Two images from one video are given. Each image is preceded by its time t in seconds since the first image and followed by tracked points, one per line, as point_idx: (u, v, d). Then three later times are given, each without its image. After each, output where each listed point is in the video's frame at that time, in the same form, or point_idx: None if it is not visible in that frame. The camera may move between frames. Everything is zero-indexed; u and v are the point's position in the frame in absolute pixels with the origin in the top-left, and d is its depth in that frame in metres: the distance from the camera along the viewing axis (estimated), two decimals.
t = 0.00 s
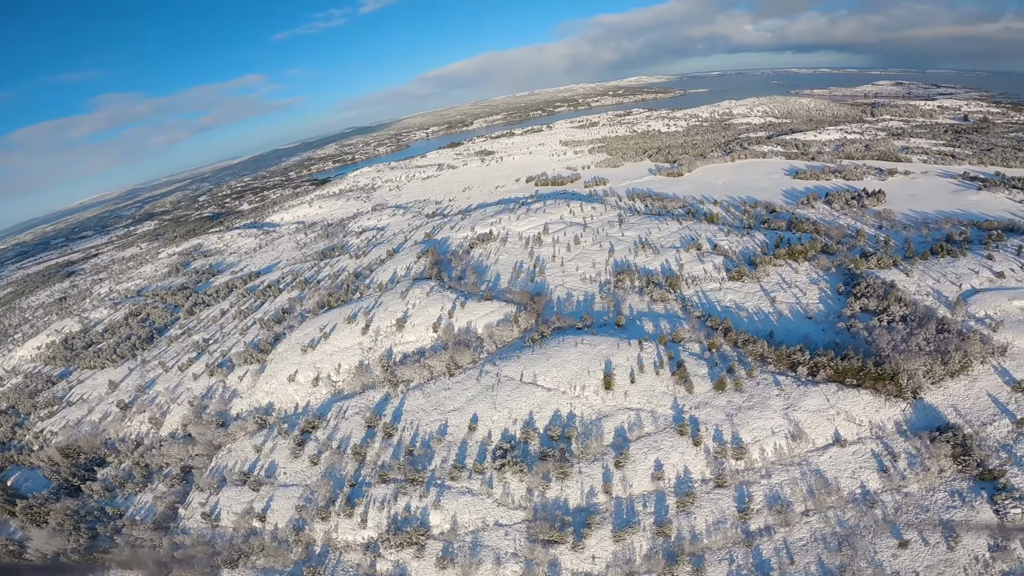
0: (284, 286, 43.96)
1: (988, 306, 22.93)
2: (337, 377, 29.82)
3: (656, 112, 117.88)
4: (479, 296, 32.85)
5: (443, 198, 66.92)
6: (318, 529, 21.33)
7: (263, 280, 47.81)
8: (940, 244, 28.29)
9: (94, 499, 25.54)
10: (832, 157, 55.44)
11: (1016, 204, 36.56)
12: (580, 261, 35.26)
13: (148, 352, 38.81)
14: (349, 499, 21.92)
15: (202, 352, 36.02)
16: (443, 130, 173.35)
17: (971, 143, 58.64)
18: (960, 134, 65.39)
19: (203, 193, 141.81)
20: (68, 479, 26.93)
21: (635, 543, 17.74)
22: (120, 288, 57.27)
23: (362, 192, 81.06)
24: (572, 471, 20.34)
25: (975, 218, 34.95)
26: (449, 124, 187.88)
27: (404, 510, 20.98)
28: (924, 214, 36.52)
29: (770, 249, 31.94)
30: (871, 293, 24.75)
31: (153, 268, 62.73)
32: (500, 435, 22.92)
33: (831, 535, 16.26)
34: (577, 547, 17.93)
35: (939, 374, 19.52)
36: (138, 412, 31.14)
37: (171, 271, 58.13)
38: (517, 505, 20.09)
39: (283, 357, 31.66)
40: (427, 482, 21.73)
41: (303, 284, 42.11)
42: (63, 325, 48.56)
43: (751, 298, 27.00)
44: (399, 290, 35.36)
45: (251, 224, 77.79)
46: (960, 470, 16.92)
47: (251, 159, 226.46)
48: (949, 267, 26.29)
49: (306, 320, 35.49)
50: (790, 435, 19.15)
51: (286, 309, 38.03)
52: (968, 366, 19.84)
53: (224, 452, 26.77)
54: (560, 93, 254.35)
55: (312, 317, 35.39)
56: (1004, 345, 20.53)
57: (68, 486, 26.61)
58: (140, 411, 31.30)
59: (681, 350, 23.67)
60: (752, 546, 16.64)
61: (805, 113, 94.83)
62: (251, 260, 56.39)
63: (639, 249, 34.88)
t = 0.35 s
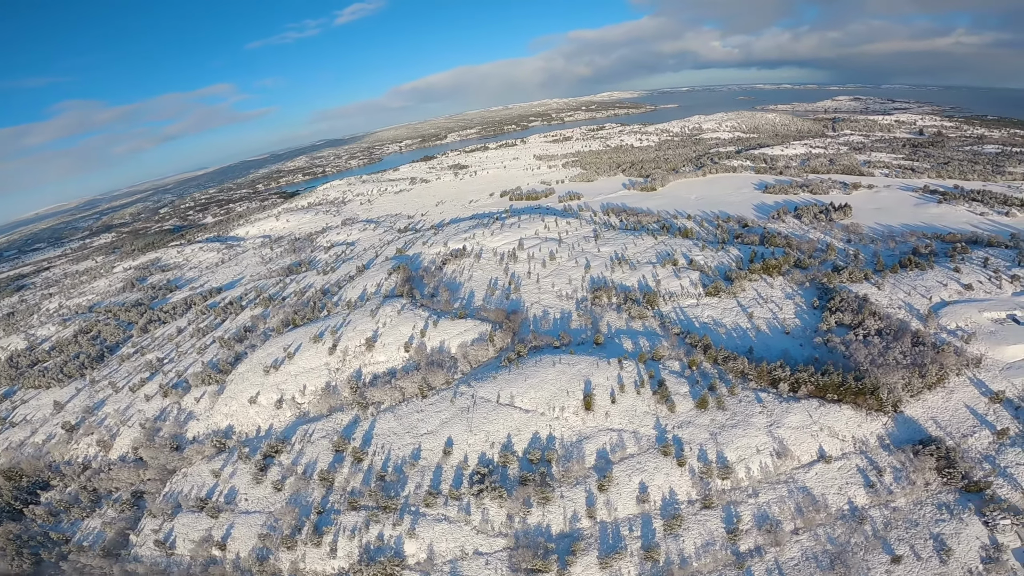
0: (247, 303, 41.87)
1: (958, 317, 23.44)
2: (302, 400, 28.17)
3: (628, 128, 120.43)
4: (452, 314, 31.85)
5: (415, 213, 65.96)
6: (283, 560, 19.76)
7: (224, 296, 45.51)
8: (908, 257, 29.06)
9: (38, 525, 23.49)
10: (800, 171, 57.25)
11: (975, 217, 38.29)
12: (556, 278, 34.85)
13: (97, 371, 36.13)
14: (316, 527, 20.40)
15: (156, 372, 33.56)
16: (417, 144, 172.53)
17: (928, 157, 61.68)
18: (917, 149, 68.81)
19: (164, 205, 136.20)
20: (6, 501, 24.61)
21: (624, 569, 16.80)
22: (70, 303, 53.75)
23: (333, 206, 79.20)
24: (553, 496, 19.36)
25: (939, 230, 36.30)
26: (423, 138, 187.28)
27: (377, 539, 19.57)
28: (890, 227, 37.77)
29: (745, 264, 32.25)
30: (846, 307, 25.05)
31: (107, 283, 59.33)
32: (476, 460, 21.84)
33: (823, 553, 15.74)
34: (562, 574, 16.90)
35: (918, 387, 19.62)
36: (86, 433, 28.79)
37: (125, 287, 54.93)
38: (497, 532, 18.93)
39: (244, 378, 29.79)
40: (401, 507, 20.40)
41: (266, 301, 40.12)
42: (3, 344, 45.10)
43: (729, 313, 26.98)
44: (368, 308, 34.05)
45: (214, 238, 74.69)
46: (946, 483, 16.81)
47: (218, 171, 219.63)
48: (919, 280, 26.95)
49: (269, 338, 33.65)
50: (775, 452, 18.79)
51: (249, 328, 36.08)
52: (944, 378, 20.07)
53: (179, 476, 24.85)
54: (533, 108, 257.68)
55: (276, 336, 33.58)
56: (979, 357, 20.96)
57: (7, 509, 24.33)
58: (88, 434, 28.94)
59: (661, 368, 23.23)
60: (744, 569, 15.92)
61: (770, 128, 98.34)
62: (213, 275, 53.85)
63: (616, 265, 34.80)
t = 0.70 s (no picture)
0: (224, 317, 40.18)
1: (952, 321, 23.74)
2: (281, 419, 26.82)
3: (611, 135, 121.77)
4: (438, 328, 30.96)
5: (399, 223, 64.93)
6: None
7: (201, 310, 43.69)
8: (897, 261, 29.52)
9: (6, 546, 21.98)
10: (783, 176, 58.32)
11: (957, 220, 39.50)
12: (544, 288, 34.42)
13: (67, 389, 34.10)
14: (299, 553, 19.21)
15: (127, 389, 31.70)
16: (399, 153, 170.99)
17: (906, 161, 63.65)
18: (895, 153, 71.01)
19: (137, 216, 131.81)
20: None
21: None
22: (37, 319, 51.16)
23: (314, 217, 77.59)
24: (550, 516, 18.59)
25: (924, 233, 37.25)
26: (404, 147, 185.69)
27: (363, 567, 18.36)
28: (876, 231, 38.64)
29: (735, 271, 32.41)
30: (839, 313, 25.18)
31: (77, 297, 56.71)
32: (468, 480, 20.94)
33: (833, 566, 15.40)
34: None
35: (918, 394, 19.63)
36: (53, 453, 27.13)
37: (97, 301, 52.53)
38: (491, 556, 18.05)
39: (220, 397, 28.16)
40: (389, 531, 19.35)
41: (245, 315, 38.52)
42: None
43: (722, 322, 26.90)
44: (351, 322, 32.86)
45: (191, 250, 72.13)
46: (953, 491, 16.70)
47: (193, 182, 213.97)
48: (910, 284, 27.37)
49: (247, 355, 32.06)
50: (778, 465, 18.43)
51: (226, 343, 34.38)
52: (944, 383, 20.18)
53: (154, 498, 23.39)
54: (516, 117, 258.92)
55: (254, 352, 32.06)
56: (977, 360, 21.22)
57: None
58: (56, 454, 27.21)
59: (656, 380, 22.85)
60: None
61: (750, 134, 100.40)
62: (189, 288, 51.81)
63: (605, 274, 34.62)
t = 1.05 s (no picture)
0: (195, 335, 38.23)
1: (940, 326, 24.16)
2: (255, 442, 25.31)
3: (591, 145, 123.25)
4: (420, 345, 29.94)
5: (378, 236, 63.71)
6: None
7: (170, 328, 41.57)
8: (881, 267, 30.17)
9: None
10: (762, 184, 59.58)
11: (934, 224, 40.98)
12: (529, 302, 33.92)
13: (27, 412, 31.76)
14: None
15: (91, 412, 29.65)
16: (379, 165, 169.24)
17: (879, 167, 66.02)
18: (868, 159, 73.63)
19: (106, 230, 126.87)
20: None
21: None
22: None
23: (291, 230, 75.60)
24: (544, 540, 17.73)
25: (904, 238, 38.42)
26: (384, 159, 184.07)
27: None
28: (856, 237, 39.75)
29: (722, 280, 32.64)
30: (829, 321, 25.43)
31: (39, 315, 53.60)
32: (456, 504, 19.92)
33: None
34: None
35: (914, 401, 19.71)
36: (13, 477, 25.53)
37: (61, 318, 49.66)
38: None
39: (189, 419, 26.53)
40: (374, 561, 18.22)
41: (216, 333, 36.67)
42: None
43: (712, 334, 26.96)
44: (328, 340, 31.51)
45: (161, 265, 69.24)
46: (959, 498, 16.57)
47: (164, 195, 207.23)
48: (895, 289, 27.94)
49: (217, 375, 30.23)
50: (778, 479, 18.11)
51: (195, 363, 32.48)
52: (938, 390, 20.32)
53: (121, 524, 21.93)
54: (495, 127, 260.11)
55: (225, 372, 30.31)
56: (969, 365, 21.49)
57: None
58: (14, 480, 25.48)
59: (648, 395, 22.48)
60: None
61: (727, 143, 102.87)
62: (158, 305, 49.38)
63: (590, 286, 34.39)
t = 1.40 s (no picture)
0: (155, 358, 35.78)
1: (921, 333, 24.81)
2: (221, 470, 23.54)
3: (566, 158, 124.87)
4: (397, 366, 28.69)
5: (352, 253, 62.09)
6: None
7: (130, 350, 38.89)
8: (858, 275, 31.30)
9: None
10: (736, 195, 61.09)
11: (904, 230, 42.90)
12: (510, 318, 33.34)
13: None
14: None
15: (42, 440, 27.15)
16: (353, 181, 166.53)
17: (845, 176, 68.93)
18: (835, 168, 76.85)
19: (61, 248, 119.90)
20: None
21: None
22: None
23: (261, 247, 72.96)
24: (536, 571, 16.75)
25: (876, 245, 39.92)
26: (358, 175, 181.34)
27: None
28: (830, 246, 41.10)
29: (703, 292, 32.99)
30: (813, 330, 25.99)
31: None
32: (440, 533, 18.77)
33: None
34: None
35: (904, 409, 19.93)
36: None
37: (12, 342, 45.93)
38: None
39: (149, 446, 24.62)
40: None
41: (180, 356, 34.41)
42: None
43: (697, 347, 27.14)
44: (299, 363, 29.88)
45: (122, 285, 65.44)
46: (959, 507, 16.58)
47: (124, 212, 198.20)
48: (874, 297, 28.83)
49: (179, 401, 28.05)
50: (775, 494, 17.81)
51: (155, 389, 30.16)
52: (927, 397, 20.67)
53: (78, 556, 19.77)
54: (469, 142, 260.98)
55: (188, 397, 28.17)
56: (953, 372, 21.97)
57: None
58: None
59: (636, 412, 22.11)
60: None
61: (698, 155, 105.80)
62: (116, 327, 46.28)
63: (571, 301, 34.08)
